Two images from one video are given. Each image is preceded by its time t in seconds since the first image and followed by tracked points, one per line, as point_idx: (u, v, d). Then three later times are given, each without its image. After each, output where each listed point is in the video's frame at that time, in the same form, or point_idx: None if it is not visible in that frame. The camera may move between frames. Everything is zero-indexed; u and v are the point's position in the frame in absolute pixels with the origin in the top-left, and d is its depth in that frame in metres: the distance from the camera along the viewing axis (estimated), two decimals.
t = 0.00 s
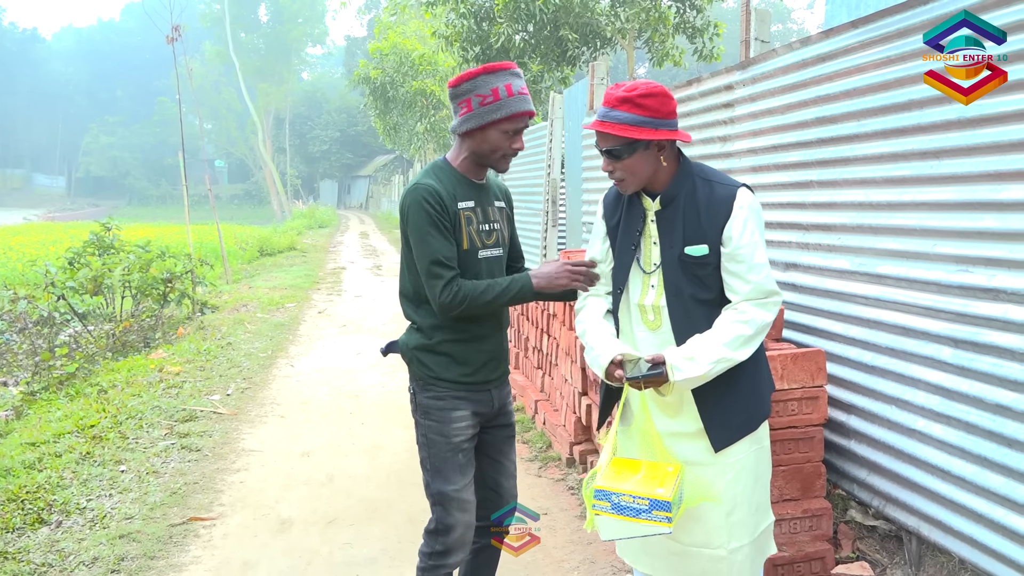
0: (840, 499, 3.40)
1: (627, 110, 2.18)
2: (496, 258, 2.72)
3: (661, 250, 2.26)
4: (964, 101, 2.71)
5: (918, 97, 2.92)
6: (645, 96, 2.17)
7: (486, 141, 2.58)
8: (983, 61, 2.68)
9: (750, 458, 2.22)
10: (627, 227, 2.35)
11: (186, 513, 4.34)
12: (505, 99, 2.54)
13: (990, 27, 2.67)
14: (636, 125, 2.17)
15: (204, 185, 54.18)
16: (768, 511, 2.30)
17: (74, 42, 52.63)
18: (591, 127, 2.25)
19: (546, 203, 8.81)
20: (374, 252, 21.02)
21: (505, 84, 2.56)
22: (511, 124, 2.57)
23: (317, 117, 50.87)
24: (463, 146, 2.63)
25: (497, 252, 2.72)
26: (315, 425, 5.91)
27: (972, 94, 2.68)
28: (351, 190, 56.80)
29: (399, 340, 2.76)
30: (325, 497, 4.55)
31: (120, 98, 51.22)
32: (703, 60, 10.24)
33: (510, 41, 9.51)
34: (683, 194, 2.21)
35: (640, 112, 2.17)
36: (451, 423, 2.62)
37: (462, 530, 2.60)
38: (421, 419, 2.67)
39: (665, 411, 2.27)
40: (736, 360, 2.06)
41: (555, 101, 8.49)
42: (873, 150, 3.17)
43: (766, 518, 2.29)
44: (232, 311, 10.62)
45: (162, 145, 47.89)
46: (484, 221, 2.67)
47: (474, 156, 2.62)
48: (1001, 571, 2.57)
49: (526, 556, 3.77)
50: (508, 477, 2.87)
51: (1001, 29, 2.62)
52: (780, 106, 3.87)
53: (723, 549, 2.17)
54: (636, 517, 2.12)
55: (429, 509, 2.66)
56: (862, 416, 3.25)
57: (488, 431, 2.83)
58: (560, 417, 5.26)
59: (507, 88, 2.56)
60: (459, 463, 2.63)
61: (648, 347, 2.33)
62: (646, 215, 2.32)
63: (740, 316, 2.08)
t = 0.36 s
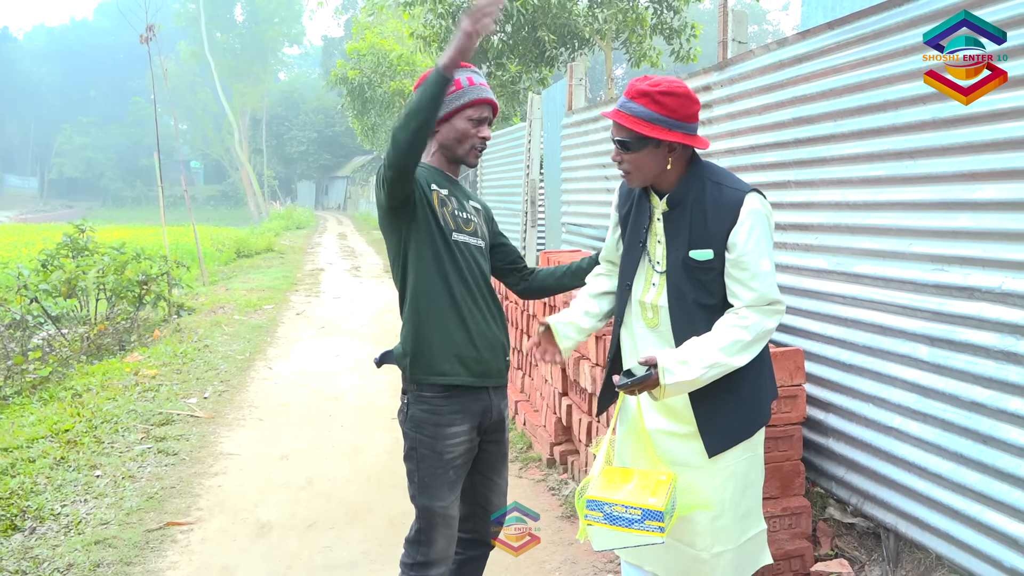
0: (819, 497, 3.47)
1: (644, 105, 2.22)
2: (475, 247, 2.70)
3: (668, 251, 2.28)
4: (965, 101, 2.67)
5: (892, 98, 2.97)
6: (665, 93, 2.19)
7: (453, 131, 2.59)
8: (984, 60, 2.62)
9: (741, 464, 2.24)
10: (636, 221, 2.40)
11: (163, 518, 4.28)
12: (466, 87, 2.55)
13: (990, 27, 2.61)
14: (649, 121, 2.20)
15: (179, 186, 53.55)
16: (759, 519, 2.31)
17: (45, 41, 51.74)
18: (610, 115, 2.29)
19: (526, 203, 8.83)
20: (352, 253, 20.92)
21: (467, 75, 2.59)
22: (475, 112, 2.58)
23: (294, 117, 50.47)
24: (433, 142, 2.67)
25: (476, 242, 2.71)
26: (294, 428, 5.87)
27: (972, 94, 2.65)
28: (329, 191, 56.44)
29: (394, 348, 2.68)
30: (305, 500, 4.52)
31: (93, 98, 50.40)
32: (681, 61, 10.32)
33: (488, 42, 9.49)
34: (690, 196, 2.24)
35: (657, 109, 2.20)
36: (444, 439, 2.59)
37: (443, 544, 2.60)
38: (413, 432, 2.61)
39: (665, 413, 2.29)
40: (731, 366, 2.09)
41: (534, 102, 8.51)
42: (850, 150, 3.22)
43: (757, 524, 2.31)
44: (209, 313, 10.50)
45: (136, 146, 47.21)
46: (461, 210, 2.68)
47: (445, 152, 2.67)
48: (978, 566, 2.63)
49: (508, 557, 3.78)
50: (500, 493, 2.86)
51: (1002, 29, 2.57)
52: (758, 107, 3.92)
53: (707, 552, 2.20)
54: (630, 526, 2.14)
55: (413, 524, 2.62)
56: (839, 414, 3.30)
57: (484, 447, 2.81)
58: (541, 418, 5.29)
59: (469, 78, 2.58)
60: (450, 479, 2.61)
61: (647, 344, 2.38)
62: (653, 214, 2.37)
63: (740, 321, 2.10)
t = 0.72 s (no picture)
0: (798, 496, 3.50)
1: (653, 97, 2.24)
2: (459, 258, 2.65)
3: (665, 249, 2.31)
4: (964, 101, 2.62)
5: (871, 101, 3.01)
6: (674, 88, 2.21)
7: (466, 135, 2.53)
8: (983, 61, 2.57)
9: (724, 471, 2.23)
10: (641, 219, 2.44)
11: (141, 521, 4.24)
12: (487, 93, 2.51)
13: (990, 27, 2.57)
14: (653, 112, 2.23)
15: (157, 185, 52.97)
16: (748, 533, 2.26)
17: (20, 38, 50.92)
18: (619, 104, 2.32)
19: (508, 203, 8.85)
20: (333, 253, 20.83)
21: (486, 79, 2.54)
22: (491, 120, 2.54)
23: (274, 117, 50.09)
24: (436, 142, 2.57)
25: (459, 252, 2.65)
26: (274, 429, 5.83)
27: (972, 94, 2.59)
28: (309, 190, 56.11)
29: (357, 346, 2.70)
30: (285, 502, 4.49)
31: (69, 97, 49.66)
32: (661, 62, 10.40)
33: (469, 42, 9.48)
34: (690, 194, 2.27)
35: (663, 101, 2.21)
36: (409, 436, 2.60)
37: (412, 542, 2.60)
38: (377, 429, 2.62)
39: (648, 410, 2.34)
40: (720, 369, 2.10)
41: (516, 102, 8.54)
42: (828, 152, 3.28)
43: (747, 537, 2.26)
44: (188, 314, 10.41)
45: (114, 145, 46.60)
46: (449, 219, 2.61)
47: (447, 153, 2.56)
48: (954, 564, 2.68)
49: (489, 559, 3.78)
50: (464, 486, 2.87)
51: (1001, 29, 2.52)
52: (737, 108, 3.97)
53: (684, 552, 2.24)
54: (618, 529, 2.18)
55: (380, 522, 2.62)
56: (818, 413, 3.36)
57: (446, 441, 2.83)
58: (523, 418, 5.30)
59: (488, 83, 2.54)
60: (415, 476, 2.62)
61: (642, 339, 2.41)
62: (656, 210, 2.40)
63: (732, 324, 2.11)
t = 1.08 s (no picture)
0: (781, 496, 3.53)
1: (648, 96, 2.24)
2: (443, 266, 2.68)
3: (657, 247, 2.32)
4: (964, 101, 2.59)
5: (855, 103, 3.04)
6: (668, 86, 2.23)
7: (454, 140, 2.54)
8: (983, 61, 2.53)
9: (715, 470, 2.24)
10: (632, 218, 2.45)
11: (122, 522, 4.20)
12: (474, 96, 2.52)
13: (990, 27, 2.53)
14: (649, 111, 2.24)
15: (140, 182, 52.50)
16: (740, 533, 2.25)
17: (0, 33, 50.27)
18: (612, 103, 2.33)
19: (493, 203, 8.86)
20: (318, 252, 20.75)
21: (471, 81, 2.55)
22: (478, 122, 2.56)
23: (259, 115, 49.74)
24: (424, 146, 2.57)
25: (444, 259, 2.68)
26: (258, 429, 5.80)
27: (972, 94, 2.56)
28: (295, 189, 55.84)
29: (340, 347, 2.69)
30: (269, 502, 4.47)
31: (52, 93, 49.10)
32: (647, 63, 10.45)
33: (456, 42, 9.47)
34: (681, 193, 2.28)
35: (659, 100, 2.22)
36: (393, 438, 2.60)
37: (392, 543, 2.62)
38: (361, 432, 2.62)
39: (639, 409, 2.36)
40: (714, 367, 2.11)
41: (501, 102, 8.57)
42: (813, 154, 3.31)
43: (739, 537, 2.25)
44: (171, 312, 10.33)
45: (97, 142, 46.13)
46: (436, 227, 2.62)
47: (436, 156, 2.58)
48: (935, 563, 2.71)
49: (474, 559, 3.78)
50: (464, 478, 2.87)
51: (1002, 29, 2.48)
52: (723, 110, 4.00)
53: (675, 550, 2.26)
54: (608, 528, 2.19)
55: (361, 523, 2.63)
56: (802, 414, 3.40)
57: (434, 437, 2.83)
58: (508, 418, 5.31)
59: (474, 84, 2.54)
60: (398, 478, 2.63)
61: (634, 336, 2.43)
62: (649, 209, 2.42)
63: (724, 322, 2.11)
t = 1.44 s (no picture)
0: (768, 497, 3.56)
1: (617, 97, 2.26)
2: (467, 266, 2.66)
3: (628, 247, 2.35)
4: (965, 101, 2.56)
5: (843, 106, 3.06)
6: (637, 87, 2.25)
7: (477, 138, 2.52)
8: (983, 61, 2.51)
9: (694, 464, 2.26)
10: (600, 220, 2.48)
11: (106, 523, 4.16)
12: (494, 94, 2.50)
13: (990, 27, 2.50)
14: (622, 113, 2.24)
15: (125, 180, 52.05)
16: (721, 525, 2.28)
17: None
18: (579, 108, 2.32)
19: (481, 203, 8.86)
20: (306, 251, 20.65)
21: (492, 79, 2.52)
22: (500, 121, 2.53)
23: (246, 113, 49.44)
24: (446, 146, 2.56)
25: (468, 259, 2.66)
26: (244, 429, 5.76)
27: (972, 95, 2.53)
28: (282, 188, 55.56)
29: (363, 345, 2.70)
30: (255, 503, 4.44)
31: (36, 90, 48.60)
32: (635, 65, 10.49)
33: (444, 41, 9.46)
34: (648, 193, 2.31)
35: (629, 101, 2.24)
36: (411, 435, 2.59)
37: (406, 542, 2.59)
38: (380, 428, 2.61)
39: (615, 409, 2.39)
40: (692, 358, 2.12)
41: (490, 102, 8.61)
42: (801, 156, 3.34)
43: (720, 528, 2.27)
44: (156, 312, 10.24)
45: (82, 140, 45.69)
46: (459, 227, 2.61)
47: (459, 156, 2.56)
48: (921, 564, 2.74)
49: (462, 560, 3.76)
50: (476, 483, 2.85)
51: (1002, 29, 2.46)
52: (712, 111, 4.01)
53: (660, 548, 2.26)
54: (593, 527, 2.19)
55: (376, 521, 2.61)
56: (789, 416, 3.42)
57: (451, 440, 2.82)
58: (495, 419, 5.31)
59: (494, 83, 2.52)
60: (415, 476, 2.61)
61: (607, 337, 2.46)
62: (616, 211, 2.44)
63: (698, 314, 2.13)
